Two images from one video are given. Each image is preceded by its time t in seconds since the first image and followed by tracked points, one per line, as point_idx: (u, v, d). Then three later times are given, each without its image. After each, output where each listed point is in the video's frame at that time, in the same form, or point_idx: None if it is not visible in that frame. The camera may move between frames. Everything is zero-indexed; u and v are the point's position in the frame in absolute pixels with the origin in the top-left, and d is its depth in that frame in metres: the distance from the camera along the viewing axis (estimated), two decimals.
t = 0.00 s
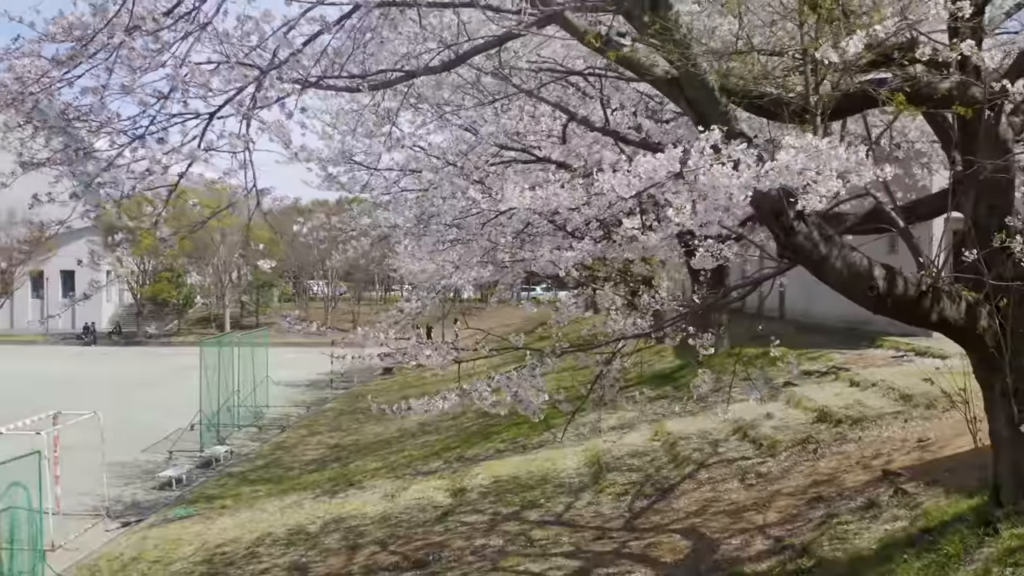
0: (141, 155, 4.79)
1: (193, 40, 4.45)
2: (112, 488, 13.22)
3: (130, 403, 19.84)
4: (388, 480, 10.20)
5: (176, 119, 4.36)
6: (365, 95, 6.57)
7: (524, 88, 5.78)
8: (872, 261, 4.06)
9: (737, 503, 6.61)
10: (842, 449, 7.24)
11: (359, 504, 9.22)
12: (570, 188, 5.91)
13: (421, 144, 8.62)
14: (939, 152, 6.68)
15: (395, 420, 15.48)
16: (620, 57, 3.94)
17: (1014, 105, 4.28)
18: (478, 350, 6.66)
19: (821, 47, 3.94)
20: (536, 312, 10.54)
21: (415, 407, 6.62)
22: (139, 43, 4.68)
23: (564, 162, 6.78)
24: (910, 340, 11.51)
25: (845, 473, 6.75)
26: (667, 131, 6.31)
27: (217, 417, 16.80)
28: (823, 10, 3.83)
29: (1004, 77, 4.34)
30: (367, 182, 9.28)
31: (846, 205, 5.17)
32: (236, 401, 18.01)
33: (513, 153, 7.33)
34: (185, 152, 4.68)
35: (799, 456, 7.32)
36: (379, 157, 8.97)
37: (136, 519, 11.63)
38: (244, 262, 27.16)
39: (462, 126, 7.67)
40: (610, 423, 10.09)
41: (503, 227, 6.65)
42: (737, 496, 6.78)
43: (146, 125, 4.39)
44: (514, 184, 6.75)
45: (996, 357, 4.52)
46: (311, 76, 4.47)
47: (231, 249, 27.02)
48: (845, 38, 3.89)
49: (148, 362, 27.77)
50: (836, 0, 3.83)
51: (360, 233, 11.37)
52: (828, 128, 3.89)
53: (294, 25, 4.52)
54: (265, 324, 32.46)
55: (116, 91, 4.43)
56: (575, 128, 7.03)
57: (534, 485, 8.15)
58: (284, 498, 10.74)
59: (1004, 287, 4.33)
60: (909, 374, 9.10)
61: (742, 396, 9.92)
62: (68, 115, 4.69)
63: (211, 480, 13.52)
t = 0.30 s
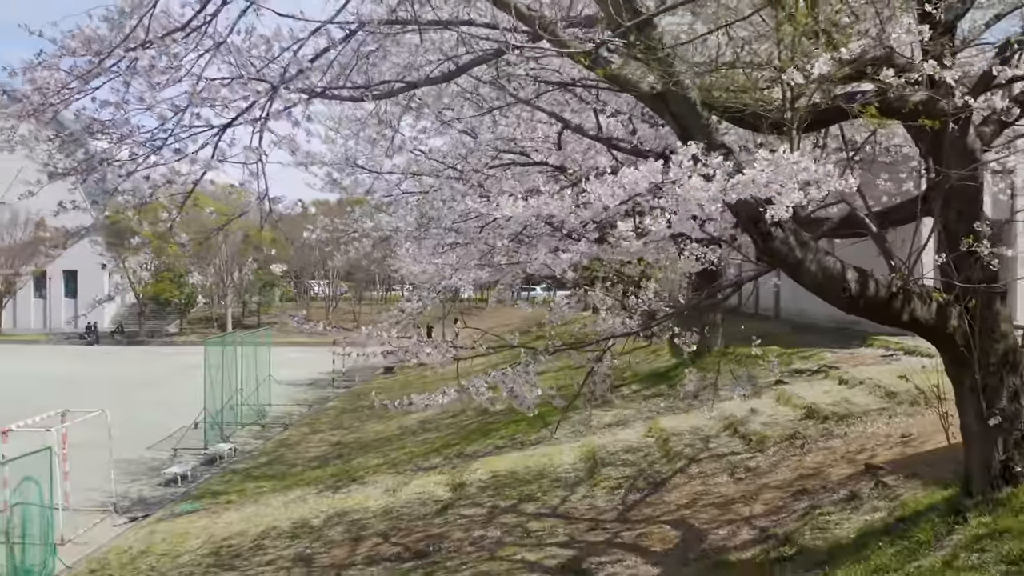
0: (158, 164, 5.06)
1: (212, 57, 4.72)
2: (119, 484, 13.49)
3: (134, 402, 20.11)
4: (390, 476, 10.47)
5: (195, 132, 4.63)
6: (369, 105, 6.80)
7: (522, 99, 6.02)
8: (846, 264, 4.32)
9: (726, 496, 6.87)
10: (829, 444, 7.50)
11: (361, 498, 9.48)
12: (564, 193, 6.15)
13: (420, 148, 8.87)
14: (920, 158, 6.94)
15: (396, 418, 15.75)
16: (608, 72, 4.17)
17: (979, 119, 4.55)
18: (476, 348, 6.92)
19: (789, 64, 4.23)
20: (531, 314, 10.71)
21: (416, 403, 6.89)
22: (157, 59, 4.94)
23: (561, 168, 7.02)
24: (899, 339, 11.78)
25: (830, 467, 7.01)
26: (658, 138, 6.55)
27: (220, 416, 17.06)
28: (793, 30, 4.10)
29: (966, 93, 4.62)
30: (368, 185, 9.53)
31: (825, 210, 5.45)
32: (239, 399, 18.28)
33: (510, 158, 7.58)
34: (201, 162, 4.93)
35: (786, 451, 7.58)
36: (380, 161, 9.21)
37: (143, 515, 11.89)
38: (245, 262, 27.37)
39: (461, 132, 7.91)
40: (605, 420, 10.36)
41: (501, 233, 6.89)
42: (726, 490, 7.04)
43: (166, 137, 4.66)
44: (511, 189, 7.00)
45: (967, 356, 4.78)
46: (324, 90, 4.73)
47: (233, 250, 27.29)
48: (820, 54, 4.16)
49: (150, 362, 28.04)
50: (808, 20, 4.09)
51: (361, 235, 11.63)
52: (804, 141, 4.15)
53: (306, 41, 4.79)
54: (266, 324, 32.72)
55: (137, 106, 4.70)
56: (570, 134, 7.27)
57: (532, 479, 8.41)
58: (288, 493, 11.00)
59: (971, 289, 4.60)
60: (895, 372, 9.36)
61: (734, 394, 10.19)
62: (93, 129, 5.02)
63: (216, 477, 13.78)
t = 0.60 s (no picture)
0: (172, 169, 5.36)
1: (225, 69, 5.00)
2: (126, 480, 13.75)
3: (139, 400, 20.40)
4: (391, 471, 10.74)
5: (209, 141, 4.92)
6: (371, 112, 7.06)
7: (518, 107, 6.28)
8: (823, 266, 4.58)
9: (716, 489, 7.13)
10: (816, 439, 7.75)
11: (364, 492, 9.76)
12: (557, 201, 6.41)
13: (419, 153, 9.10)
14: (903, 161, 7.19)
15: (397, 416, 16.03)
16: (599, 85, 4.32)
17: (949, 128, 4.80)
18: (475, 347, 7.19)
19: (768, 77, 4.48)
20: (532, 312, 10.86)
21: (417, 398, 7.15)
22: (172, 71, 5.22)
23: (557, 173, 7.27)
24: (890, 338, 12.03)
25: (816, 460, 7.26)
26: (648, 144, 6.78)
27: (224, 413, 17.33)
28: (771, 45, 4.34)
29: (938, 104, 4.85)
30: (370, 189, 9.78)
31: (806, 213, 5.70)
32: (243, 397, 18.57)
33: (507, 162, 7.81)
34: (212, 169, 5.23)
35: (775, 445, 7.83)
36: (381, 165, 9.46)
37: (149, 510, 12.16)
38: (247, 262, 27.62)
39: (459, 137, 8.15)
40: (602, 418, 10.64)
41: (498, 236, 7.15)
42: (715, 482, 7.30)
43: (182, 146, 4.95)
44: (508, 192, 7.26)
45: (941, 353, 5.03)
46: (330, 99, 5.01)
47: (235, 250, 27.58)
48: (798, 67, 4.41)
49: (154, 361, 28.34)
50: (784, 37, 4.31)
51: (363, 236, 11.91)
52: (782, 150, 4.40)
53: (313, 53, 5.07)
54: (268, 323, 32.98)
55: (154, 116, 5.00)
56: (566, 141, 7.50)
57: (529, 473, 8.69)
58: (292, 488, 11.28)
59: (944, 289, 4.85)
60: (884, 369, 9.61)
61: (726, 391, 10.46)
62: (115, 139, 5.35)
63: (220, 473, 14.05)
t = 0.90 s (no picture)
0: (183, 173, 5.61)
1: (235, 80, 5.26)
2: (131, 477, 14.00)
3: (142, 398, 20.64)
4: (392, 466, 10.99)
5: (219, 148, 5.17)
6: (372, 118, 7.29)
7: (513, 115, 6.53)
8: (801, 266, 4.84)
9: (706, 481, 7.37)
10: (804, 434, 8.00)
11: (366, 487, 10.01)
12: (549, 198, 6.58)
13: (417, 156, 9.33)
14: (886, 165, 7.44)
15: (398, 413, 16.28)
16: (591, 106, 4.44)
17: (922, 136, 5.05)
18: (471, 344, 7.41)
19: (748, 89, 4.71)
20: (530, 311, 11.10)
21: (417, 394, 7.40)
22: (184, 81, 5.46)
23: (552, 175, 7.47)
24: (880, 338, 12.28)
25: (802, 454, 7.50)
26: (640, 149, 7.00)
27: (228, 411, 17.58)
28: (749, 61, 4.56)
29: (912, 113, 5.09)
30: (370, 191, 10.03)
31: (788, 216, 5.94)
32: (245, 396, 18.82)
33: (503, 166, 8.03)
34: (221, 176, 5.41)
35: (764, 440, 8.08)
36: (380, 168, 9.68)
37: (155, 505, 12.41)
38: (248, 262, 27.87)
39: (457, 141, 8.36)
40: (598, 415, 10.89)
41: (494, 237, 7.36)
42: (706, 475, 7.54)
43: (193, 152, 5.20)
44: (505, 195, 7.49)
45: (916, 350, 5.28)
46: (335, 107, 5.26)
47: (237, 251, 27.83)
48: (776, 79, 4.65)
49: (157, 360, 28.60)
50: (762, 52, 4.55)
51: (364, 237, 12.15)
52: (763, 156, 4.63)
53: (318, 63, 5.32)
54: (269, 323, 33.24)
55: (167, 124, 5.25)
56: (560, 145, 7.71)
57: (526, 467, 8.94)
58: (295, 483, 11.54)
59: (918, 289, 5.10)
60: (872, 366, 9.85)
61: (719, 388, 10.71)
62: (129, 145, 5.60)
63: (224, 469, 14.31)
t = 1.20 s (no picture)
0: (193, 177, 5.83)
1: (246, 89, 5.52)
2: (136, 472, 14.25)
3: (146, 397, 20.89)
4: (392, 462, 11.24)
5: (229, 153, 5.41)
6: (373, 123, 7.53)
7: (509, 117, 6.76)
8: (783, 265, 5.09)
9: (697, 474, 7.61)
10: (793, 428, 8.24)
11: (367, 481, 10.26)
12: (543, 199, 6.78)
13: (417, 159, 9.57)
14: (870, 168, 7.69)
15: (398, 411, 16.53)
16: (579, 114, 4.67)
17: (897, 142, 5.30)
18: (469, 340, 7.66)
19: (731, 97, 4.96)
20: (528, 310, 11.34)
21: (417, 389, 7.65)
22: (195, 89, 5.70)
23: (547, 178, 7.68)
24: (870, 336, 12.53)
25: (790, 448, 7.74)
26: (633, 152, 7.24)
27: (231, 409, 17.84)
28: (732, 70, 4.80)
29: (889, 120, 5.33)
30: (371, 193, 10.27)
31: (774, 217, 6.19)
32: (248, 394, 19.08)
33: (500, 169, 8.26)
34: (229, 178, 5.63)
35: (754, 434, 8.32)
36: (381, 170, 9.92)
37: (160, 500, 12.66)
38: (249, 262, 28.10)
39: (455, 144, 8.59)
40: (594, 411, 11.14)
41: (492, 237, 7.59)
42: (697, 468, 7.79)
43: (204, 158, 5.45)
44: (502, 197, 7.72)
45: (895, 345, 5.48)
46: (339, 114, 5.52)
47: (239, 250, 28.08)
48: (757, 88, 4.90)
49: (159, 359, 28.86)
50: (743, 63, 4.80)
51: (366, 238, 12.40)
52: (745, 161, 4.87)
53: (322, 72, 5.58)
54: (271, 322, 33.49)
55: (180, 130, 5.49)
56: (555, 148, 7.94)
57: (524, 461, 9.18)
58: (298, 478, 11.79)
59: (895, 287, 5.35)
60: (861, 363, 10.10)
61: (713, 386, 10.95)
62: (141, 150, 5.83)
63: (228, 465, 14.56)
